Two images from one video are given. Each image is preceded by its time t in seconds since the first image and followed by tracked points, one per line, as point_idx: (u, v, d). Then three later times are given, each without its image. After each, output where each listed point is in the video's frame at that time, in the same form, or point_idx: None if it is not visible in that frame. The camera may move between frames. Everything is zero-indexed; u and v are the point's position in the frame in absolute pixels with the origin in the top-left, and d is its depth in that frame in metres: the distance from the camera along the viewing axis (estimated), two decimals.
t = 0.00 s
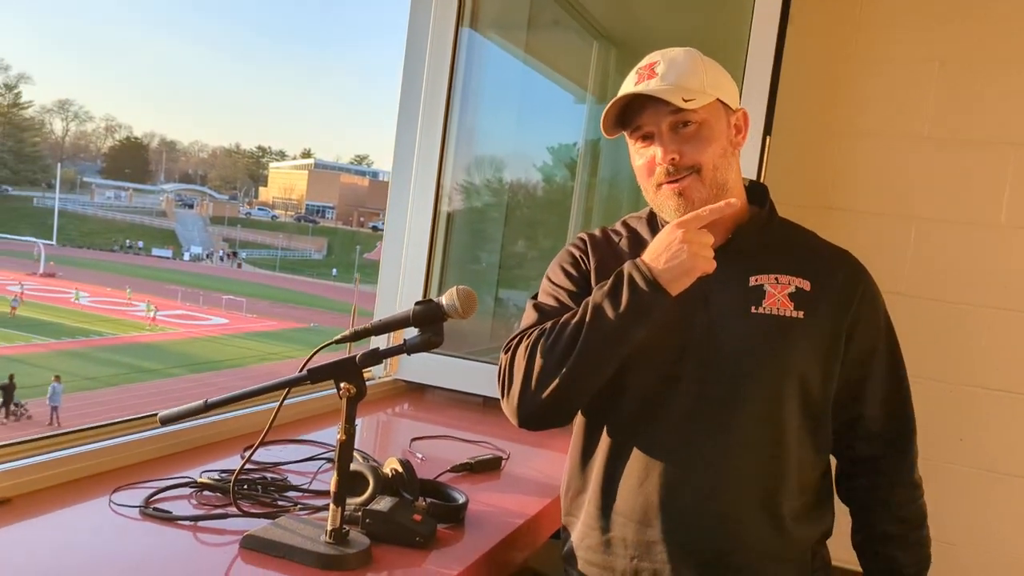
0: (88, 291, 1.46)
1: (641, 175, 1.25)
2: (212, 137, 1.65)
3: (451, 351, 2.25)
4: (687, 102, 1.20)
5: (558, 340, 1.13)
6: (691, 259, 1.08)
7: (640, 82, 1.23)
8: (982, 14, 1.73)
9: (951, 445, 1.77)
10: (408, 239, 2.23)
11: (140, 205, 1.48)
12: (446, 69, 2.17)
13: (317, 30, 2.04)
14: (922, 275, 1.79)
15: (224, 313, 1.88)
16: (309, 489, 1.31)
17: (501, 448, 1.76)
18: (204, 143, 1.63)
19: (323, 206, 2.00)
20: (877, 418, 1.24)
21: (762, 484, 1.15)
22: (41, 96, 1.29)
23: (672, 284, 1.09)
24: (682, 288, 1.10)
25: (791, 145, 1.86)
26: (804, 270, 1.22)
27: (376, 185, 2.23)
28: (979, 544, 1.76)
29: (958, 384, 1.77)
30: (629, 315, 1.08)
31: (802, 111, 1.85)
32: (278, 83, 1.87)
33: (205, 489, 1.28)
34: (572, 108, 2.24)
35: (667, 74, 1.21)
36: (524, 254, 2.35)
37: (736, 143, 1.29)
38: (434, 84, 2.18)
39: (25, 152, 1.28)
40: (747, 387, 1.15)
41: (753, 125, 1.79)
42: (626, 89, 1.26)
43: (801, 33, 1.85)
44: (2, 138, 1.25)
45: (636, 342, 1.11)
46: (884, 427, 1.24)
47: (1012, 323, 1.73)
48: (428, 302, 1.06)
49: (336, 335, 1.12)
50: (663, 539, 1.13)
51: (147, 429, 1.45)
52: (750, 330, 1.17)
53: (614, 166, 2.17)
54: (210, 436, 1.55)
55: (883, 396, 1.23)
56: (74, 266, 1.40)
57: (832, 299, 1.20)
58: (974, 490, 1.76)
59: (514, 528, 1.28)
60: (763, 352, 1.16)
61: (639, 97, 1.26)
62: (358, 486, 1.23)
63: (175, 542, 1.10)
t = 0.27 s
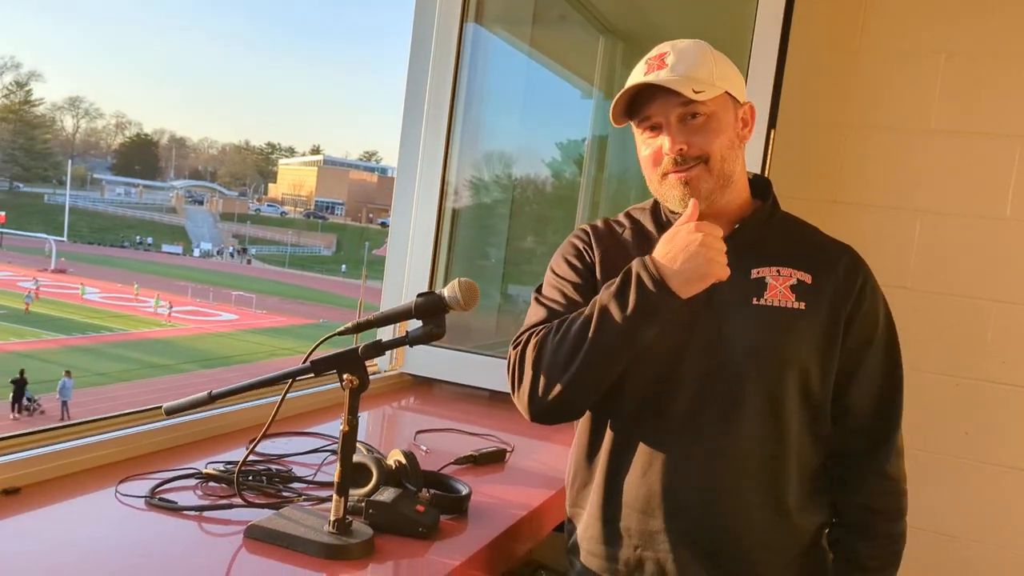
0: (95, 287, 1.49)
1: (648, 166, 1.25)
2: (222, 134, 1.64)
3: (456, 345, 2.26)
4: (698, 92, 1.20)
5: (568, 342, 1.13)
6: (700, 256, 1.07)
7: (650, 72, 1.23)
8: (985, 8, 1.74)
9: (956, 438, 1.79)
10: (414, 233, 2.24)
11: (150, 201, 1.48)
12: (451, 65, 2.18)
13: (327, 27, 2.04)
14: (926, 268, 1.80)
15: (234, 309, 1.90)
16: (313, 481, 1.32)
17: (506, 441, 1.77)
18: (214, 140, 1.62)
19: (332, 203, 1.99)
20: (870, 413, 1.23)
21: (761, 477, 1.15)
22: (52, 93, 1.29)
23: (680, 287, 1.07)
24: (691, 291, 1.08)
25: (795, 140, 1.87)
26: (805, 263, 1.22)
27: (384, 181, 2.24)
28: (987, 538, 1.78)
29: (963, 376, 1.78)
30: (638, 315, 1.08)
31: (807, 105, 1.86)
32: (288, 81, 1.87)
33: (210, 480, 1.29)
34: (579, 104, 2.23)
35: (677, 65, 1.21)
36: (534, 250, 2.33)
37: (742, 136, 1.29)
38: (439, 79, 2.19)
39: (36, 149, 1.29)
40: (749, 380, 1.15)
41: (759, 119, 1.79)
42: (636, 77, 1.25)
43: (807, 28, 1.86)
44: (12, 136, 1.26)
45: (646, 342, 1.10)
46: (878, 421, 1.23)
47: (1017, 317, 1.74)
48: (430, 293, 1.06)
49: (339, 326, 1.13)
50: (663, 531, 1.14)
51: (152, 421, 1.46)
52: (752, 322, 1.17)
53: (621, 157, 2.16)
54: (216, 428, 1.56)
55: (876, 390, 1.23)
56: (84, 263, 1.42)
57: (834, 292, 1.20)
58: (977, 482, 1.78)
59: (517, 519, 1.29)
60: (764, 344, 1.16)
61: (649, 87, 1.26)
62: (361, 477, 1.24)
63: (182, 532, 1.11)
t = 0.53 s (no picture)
0: (99, 284, 1.47)
1: (642, 159, 1.26)
2: (224, 131, 1.64)
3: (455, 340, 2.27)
4: (692, 86, 1.20)
5: (624, 324, 1.06)
6: (781, 278, 1.08)
7: (645, 65, 1.23)
8: (981, 2, 1.74)
9: (953, 432, 1.79)
10: (412, 229, 2.24)
11: (153, 198, 1.49)
12: (450, 60, 2.17)
13: (330, 24, 2.04)
14: (924, 262, 1.80)
15: (237, 306, 1.84)
16: (310, 474, 1.33)
17: (504, 435, 1.78)
18: (217, 137, 1.63)
19: (335, 199, 2.01)
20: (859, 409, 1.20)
21: (753, 468, 1.15)
22: (54, 90, 1.30)
23: (770, 289, 1.08)
24: (775, 298, 1.09)
25: (791, 134, 1.88)
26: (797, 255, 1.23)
27: (384, 177, 2.26)
28: (985, 532, 1.78)
29: (960, 370, 1.79)
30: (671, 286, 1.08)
31: (805, 99, 1.87)
32: (290, 78, 1.88)
33: (207, 474, 1.29)
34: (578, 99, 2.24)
35: (672, 58, 1.21)
36: (536, 246, 2.33)
37: (736, 129, 1.29)
38: (437, 75, 2.19)
39: (39, 146, 1.29)
40: (741, 369, 1.15)
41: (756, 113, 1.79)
42: (631, 70, 1.25)
43: (805, 23, 1.87)
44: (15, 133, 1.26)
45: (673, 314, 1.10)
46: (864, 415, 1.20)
47: (1014, 310, 1.74)
48: (425, 287, 1.07)
49: (334, 320, 1.14)
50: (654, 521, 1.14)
51: (150, 415, 1.46)
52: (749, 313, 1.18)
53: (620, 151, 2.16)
54: (214, 422, 1.56)
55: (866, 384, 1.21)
56: (86, 259, 1.41)
57: (826, 284, 1.21)
58: (975, 476, 1.78)
59: (513, 512, 1.30)
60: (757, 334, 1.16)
61: (642, 80, 1.26)
62: (357, 470, 1.24)
63: (179, 524, 1.12)
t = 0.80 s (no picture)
0: (100, 282, 1.47)
1: (646, 153, 1.25)
2: (225, 128, 1.63)
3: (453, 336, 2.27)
4: (698, 81, 1.19)
5: (628, 316, 1.05)
6: (786, 263, 1.10)
7: (652, 58, 1.22)
8: None
9: (951, 427, 1.79)
10: (410, 225, 2.24)
11: (153, 195, 1.49)
12: (446, 55, 2.18)
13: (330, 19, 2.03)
14: (923, 257, 1.80)
15: (237, 303, 1.84)
16: (306, 470, 1.33)
17: (501, 431, 1.78)
18: (217, 134, 1.62)
19: (336, 196, 2.01)
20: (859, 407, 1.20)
21: (753, 465, 1.15)
22: (55, 88, 1.30)
23: (771, 276, 1.09)
24: (776, 286, 1.10)
25: (790, 130, 1.88)
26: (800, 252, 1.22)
27: (384, 174, 2.25)
28: (984, 528, 1.78)
29: (959, 366, 1.78)
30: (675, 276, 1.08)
31: (802, 94, 1.87)
32: (291, 74, 1.87)
33: (203, 470, 1.29)
34: (578, 95, 2.23)
35: (678, 52, 1.20)
36: (536, 243, 2.32)
37: (740, 126, 1.29)
38: (434, 71, 2.19)
39: (39, 143, 1.28)
40: (742, 366, 1.15)
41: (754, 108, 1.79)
42: (635, 64, 1.24)
43: (804, 18, 1.86)
44: (15, 130, 1.25)
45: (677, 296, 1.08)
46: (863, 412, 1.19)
47: (1013, 306, 1.74)
48: (420, 282, 1.07)
49: (329, 316, 1.13)
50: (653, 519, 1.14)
51: (146, 410, 1.46)
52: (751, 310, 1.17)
53: (619, 147, 2.17)
54: (209, 418, 1.56)
55: (865, 380, 1.20)
56: (87, 256, 1.41)
57: (829, 282, 1.20)
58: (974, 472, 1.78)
59: (509, 508, 1.29)
60: (757, 331, 1.15)
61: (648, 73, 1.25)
62: (353, 466, 1.24)
63: (174, 520, 1.12)
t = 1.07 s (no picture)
0: (101, 280, 1.47)
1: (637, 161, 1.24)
2: (224, 125, 1.63)
3: (452, 333, 2.27)
4: (669, 100, 1.16)
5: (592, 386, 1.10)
6: (706, 382, 1.00)
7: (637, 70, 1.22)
8: None
9: (949, 425, 1.79)
10: (408, 222, 2.24)
11: (153, 193, 1.48)
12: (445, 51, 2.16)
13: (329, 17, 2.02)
14: (922, 254, 1.80)
15: (237, 301, 1.84)
16: (303, 466, 1.33)
17: (499, 428, 1.78)
18: (217, 131, 1.61)
19: (336, 194, 2.00)
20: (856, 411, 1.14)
21: (744, 471, 1.13)
22: (54, 85, 1.29)
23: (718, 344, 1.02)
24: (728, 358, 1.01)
25: (788, 127, 1.88)
26: (802, 253, 1.19)
27: (383, 172, 2.26)
28: (981, 525, 1.78)
29: (958, 363, 1.78)
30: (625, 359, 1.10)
31: (800, 91, 1.86)
32: (290, 72, 1.86)
33: (200, 466, 1.29)
34: (577, 92, 2.23)
35: (661, 64, 1.19)
36: (535, 242, 2.32)
37: (737, 129, 1.23)
38: (432, 68, 2.18)
39: (38, 141, 1.27)
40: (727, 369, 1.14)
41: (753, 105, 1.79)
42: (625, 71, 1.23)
43: (802, 15, 1.86)
44: (16, 128, 1.25)
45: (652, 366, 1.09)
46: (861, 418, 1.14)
47: (1011, 303, 1.74)
48: (416, 278, 1.07)
49: (324, 312, 1.13)
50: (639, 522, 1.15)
51: (144, 407, 1.46)
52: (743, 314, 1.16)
53: (617, 144, 2.17)
54: (207, 414, 1.56)
55: (868, 386, 1.15)
56: (86, 254, 1.40)
57: (829, 286, 1.17)
58: (972, 469, 1.78)
59: (506, 503, 1.30)
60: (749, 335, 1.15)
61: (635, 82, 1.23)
62: (349, 462, 1.24)
63: (171, 516, 1.12)
